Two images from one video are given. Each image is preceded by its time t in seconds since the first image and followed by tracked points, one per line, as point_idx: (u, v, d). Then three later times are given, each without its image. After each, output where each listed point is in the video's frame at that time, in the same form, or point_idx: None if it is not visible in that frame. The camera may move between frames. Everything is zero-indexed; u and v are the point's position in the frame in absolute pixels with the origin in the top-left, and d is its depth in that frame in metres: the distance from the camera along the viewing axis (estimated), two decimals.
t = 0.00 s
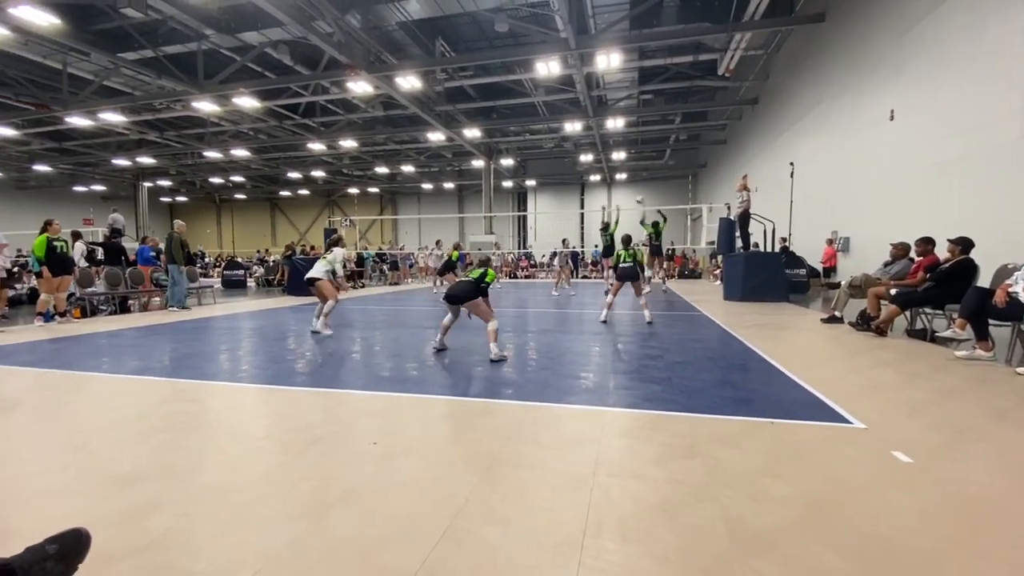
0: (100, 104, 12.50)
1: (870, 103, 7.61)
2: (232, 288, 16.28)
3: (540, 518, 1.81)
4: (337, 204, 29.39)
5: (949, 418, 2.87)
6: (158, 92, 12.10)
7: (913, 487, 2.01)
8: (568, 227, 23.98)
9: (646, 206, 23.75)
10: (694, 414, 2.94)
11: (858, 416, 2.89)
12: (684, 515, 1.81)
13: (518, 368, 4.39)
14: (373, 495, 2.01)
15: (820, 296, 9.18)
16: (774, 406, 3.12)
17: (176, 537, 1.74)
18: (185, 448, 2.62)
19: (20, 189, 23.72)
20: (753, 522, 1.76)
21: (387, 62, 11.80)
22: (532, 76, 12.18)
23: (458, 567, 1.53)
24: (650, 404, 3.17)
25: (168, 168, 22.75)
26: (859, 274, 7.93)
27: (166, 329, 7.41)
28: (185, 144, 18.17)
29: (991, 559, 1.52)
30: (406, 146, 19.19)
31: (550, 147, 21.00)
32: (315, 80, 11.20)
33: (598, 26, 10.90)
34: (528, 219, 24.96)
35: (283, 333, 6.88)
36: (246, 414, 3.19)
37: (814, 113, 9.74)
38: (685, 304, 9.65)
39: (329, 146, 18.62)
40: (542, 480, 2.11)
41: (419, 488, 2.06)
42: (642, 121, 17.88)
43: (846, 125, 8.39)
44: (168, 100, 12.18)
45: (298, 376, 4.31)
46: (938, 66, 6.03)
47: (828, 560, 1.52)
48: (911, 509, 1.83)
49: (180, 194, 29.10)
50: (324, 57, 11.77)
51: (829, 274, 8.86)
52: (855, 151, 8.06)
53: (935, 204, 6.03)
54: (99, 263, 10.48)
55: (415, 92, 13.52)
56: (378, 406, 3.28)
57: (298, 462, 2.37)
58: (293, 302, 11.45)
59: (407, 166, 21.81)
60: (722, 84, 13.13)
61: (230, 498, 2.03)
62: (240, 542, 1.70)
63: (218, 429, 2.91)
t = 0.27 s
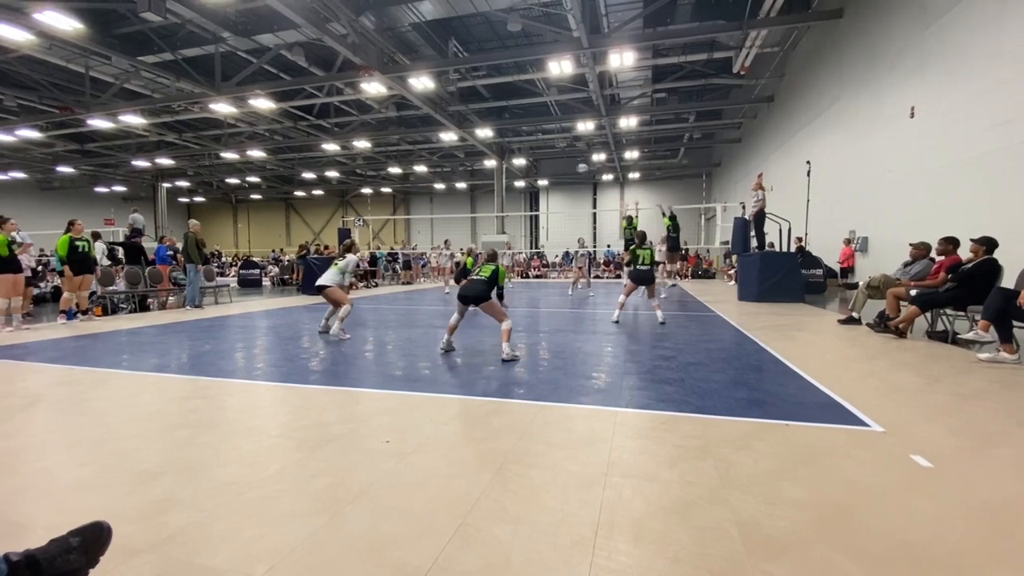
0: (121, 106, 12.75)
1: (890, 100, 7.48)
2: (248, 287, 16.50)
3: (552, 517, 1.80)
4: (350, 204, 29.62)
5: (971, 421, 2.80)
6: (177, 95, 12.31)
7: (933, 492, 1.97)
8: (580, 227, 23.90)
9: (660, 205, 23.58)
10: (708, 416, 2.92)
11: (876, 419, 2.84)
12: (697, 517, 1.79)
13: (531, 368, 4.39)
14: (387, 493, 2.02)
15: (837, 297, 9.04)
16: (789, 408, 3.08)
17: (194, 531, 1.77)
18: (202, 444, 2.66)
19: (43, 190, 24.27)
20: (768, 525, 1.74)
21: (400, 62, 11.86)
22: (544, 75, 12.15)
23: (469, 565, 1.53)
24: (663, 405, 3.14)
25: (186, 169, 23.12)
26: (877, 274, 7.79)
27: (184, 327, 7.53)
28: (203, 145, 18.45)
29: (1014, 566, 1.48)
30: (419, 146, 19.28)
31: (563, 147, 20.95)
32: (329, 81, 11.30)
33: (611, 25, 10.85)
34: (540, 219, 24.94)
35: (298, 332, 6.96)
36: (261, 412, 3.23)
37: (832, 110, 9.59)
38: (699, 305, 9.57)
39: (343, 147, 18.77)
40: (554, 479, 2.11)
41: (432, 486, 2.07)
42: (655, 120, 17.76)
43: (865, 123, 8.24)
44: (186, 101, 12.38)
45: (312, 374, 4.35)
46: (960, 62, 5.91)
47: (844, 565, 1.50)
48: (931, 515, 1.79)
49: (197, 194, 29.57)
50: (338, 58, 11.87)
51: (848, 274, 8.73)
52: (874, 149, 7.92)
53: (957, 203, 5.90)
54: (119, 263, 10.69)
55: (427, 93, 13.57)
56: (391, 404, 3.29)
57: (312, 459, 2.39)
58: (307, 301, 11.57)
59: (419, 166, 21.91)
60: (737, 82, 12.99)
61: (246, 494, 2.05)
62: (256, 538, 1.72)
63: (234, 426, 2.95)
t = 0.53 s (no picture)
0: (147, 109, 13.07)
1: (918, 95, 7.29)
2: (269, 286, 16.79)
3: (572, 517, 1.80)
4: (369, 203, 29.92)
5: (1004, 426, 2.71)
6: (201, 97, 12.56)
7: (965, 499, 1.91)
8: (598, 226, 23.79)
9: (679, 204, 23.34)
10: (730, 417, 2.88)
11: (903, 422, 2.77)
12: (718, 519, 1.77)
13: (549, 367, 4.38)
14: (407, 490, 2.04)
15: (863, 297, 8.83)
16: (813, 410, 3.02)
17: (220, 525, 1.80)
18: (226, 439, 2.72)
19: (74, 191, 25.00)
20: (791, 529, 1.71)
21: (418, 62, 11.93)
22: (562, 74, 12.10)
23: (489, 563, 1.54)
24: (683, 406, 3.11)
25: (209, 170, 23.60)
26: (905, 274, 7.61)
27: (208, 324, 7.70)
28: (226, 146, 18.81)
29: None
30: (436, 145, 19.38)
31: (580, 145, 20.86)
32: (348, 82, 11.42)
33: (630, 22, 10.76)
34: (557, 217, 24.88)
35: (318, 330, 7.05)
36: (283, 408, 3.29)
37: (857, 106, 9.38)
38: (719, 304, 9.44)
39: (362, 147, 18.97)
40: (573, 479, 2.10)
41: (450, 484, 2.08)
42: (674, 117, 17.56)
43: (892, 118, 8.04)
44: (210, 103, 12.64)
45: (332, 371, 4.40)
46: (994, 56, 5.73)
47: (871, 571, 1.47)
48: (962, 520, 1.74)
49: (221, 194, 30.18)
50: (357, 59, 11.99)
51: (872, 274, 8.39)
52: (901, 145, 7.73)
53: (989, 201, 5.73)
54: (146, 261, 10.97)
55: (445, 92, 13.62)
56: (410, 402, 3.32)
57: (334, 454, 2.43)
58: (327, 299, 11.72)
59: (437, 165, 22.03)
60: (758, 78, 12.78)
61: (271, 488, 2.09)
62: (280, 533, 1.75)
63: (257, 421, 3.00)
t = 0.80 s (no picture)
0: (180, 113, 13.46)
1: (956, 89, 7.03)
2: (295, 285, 17.13)
3: (599, 515, 1.80)
4: (392, 203, 30.26)
5: None
6: (231, 100, 12.88)
7: (1008, 504, 1.85)
8: (620, 225, 23.60)
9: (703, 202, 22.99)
10: (758, 419, 2.83)
11: (941, 425, 2.69)
12: (748, 520, 1.75)
13: (572, 366, 4.36)
14: (435, 484, 2.07)
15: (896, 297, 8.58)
16: (846, 412, 2.95)
17: (254, 516, 1.86)
18: (257, 432, 2.79)
19: (110, 193, 25.90)
20: (824, 531, 1.67)
21: (441, 63, 12.00)
22: (585, 72, 12.03)
23: (517, 558, 1.55)
24: (710, 407, 3.07)
25: (238, 172, 24.19)
26: (941, 273, 7.36)
27: (237, 322, 7.89)
28: (254, 148, 19.25)
29: None
30: (458, 145, 19.48)
31: (602, 144, 20.71)
32: (373, 83, 11.57)
33: (654, 19, 10.63)
34: (579, 216, 24.77)
35: (343, 328, 7.16)
36: (311, 403, 3.36)
37: (890, 100, 9.10)
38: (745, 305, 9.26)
39: (386, 148, 19.21)
40: (599, 477, 2.10)
41: (477, 480, 2.10)
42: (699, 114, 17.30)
43: (928, 113, 7.77)
44: (239, 107, 12.95)
45: (357, 369, 4.47)
46: None
47: None
48: (1004, 526, 1.69)
49: (249, 196, 30.89)
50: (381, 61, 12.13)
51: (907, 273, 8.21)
52: (938, 140, 7.48)
53: None
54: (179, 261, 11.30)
55: (468, 92, 13.68)
56: (435, 399, 3.35)
57: (363, 448, 2.47)
58: (352, 298, 11.91)
59: (459, 165, 22.15)
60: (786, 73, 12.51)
61: (302, 480, 2.15)
62: (312, 525, 1.79)
63: (287, 416, 3.07)
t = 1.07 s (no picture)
0: (200, 116, 13.72)
1: (981, 86, 6.86)
2: (312, 285, 17.33)
3: (615, 516, 1.79)
4: (407, 205, 30.47)
5: None
6: (249, 104, 13.09)
7: None
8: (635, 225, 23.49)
9: (719, 202, 22.77)
10: (777, 421, 2.79)
11: (965, 429, 2.63)
12: (765, 522, 1.73)
13: (587, 367, 4.36)
14: (451, 483, 2.08)
15: (919, 299, 8.40)
16: (867, 415, 2.90)
17: (274, 513, 1.89)
18: (276, 430, 2.83)
19: (133, 196, 26.50)
20: (843, 534, 1.66)
21: (455, 65, 12.06)
22: (599, 72, 12.00)
23: (534, 558, 1.55)
24: (727, 409, 3.04)
25: (257, 174, 24.56)
26: (966, 275, 7.20)
27: (255, 321, 8.02)
28: (272, 151, 19.54)
29: None
30: (473, 147, 19.56)
31: (617, 144, 20.63)
32: (388, 86, 11.67)
33: (669, 18, 10.57)
34: (593, 217, 24.70)
35: (358, 328, 7.23)
36: (329, 402, 3.40)
37: (912, 98, 8.92)
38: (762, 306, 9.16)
39: (401, 150, 19.38)
40: (615, 479, 2.09)
41: (492, 480, 2.11)
42: (715, 114, 17.12)
43: (952, 110, 7.59)
44: (258, 110, 13.15)
45: (372, 368, 4.52)
46: None
47: None
48: None
49: (267, 198, 31.35)
50: (396, 64, 12.22)
51: (931, 274, 8.11)
52: (961, 138, 7.30)
53: None
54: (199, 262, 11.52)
55: (482, 94, 13.73)
56: (450, 399, 3.36)
57: (379, 447, 2.50)
58: (367, 299, 12.01)
59: (473, 167, 22.24)
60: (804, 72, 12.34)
61: (320, 478, 2.18)
62: (331, 523, 1.82)
63: (305, 414, 3.12)
